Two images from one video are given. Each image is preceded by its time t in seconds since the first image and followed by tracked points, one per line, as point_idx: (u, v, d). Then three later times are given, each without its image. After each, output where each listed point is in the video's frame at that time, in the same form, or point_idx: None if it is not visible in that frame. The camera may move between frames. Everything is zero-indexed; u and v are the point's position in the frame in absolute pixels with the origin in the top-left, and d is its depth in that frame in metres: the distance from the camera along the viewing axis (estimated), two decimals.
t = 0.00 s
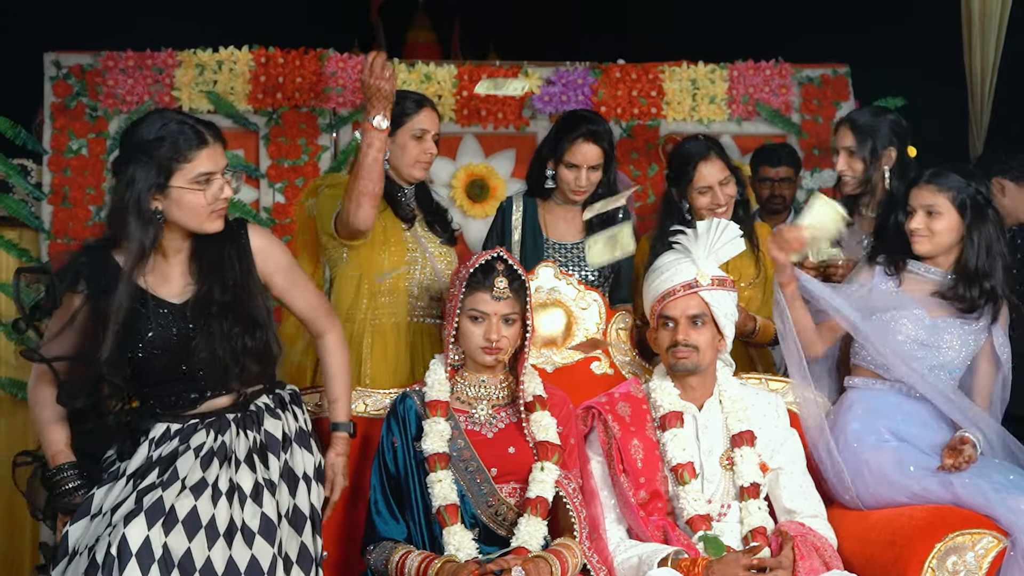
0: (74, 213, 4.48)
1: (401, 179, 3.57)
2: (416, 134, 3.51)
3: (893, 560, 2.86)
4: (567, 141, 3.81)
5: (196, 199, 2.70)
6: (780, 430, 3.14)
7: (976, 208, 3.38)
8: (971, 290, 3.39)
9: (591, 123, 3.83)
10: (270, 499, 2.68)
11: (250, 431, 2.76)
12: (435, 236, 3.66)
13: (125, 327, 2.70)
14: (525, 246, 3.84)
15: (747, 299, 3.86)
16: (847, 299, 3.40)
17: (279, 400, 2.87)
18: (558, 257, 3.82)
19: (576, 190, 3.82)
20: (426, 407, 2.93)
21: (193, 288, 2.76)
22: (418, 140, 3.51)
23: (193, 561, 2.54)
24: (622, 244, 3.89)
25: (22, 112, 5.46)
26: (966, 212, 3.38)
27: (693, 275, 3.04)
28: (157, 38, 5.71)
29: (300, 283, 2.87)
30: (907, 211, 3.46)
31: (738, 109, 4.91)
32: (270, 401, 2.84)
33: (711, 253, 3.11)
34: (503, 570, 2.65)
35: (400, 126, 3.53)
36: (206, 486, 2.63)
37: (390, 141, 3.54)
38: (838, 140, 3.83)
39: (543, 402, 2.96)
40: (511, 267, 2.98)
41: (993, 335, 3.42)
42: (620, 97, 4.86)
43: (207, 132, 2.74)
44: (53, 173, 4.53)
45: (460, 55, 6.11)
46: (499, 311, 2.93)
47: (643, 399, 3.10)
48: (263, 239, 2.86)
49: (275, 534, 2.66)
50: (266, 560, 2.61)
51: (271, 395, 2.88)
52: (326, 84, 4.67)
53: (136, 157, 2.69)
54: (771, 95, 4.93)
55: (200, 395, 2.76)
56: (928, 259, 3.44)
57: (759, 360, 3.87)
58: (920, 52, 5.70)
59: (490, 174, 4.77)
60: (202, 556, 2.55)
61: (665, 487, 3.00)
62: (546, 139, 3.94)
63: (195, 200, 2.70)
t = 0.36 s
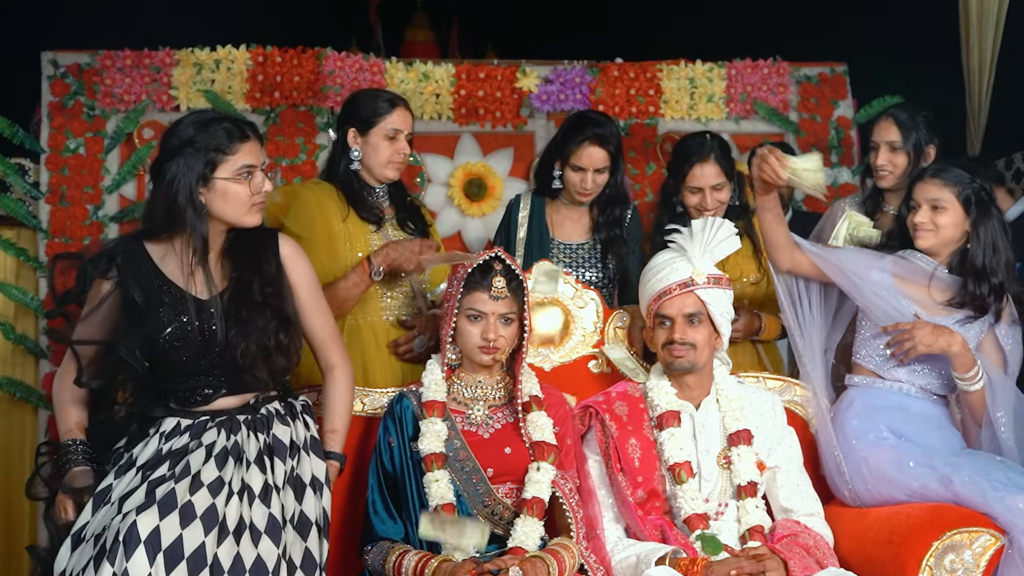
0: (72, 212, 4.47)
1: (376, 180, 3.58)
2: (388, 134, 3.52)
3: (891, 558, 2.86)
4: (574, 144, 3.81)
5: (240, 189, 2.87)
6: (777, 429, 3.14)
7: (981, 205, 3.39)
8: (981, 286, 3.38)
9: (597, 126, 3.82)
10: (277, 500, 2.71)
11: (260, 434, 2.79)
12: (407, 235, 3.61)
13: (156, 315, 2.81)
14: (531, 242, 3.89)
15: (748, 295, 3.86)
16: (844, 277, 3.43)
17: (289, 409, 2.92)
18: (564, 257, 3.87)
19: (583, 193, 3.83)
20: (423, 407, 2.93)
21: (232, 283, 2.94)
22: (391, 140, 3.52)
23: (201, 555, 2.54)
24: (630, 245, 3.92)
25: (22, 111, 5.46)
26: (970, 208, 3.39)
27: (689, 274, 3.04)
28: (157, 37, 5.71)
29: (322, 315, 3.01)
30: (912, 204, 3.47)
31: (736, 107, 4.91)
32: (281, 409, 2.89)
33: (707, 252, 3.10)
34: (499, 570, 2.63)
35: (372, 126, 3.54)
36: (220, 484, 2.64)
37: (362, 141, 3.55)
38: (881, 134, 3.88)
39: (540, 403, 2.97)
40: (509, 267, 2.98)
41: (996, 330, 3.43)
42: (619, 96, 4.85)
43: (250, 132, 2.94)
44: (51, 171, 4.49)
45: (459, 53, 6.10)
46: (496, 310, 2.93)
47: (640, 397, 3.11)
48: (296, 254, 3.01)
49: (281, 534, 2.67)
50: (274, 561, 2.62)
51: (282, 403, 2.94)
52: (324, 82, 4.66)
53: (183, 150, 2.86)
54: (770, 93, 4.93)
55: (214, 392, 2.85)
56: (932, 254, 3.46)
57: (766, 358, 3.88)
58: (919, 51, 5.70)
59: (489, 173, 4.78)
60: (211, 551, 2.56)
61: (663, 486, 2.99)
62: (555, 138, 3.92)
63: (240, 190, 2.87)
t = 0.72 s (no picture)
0: (70, 212, 4.47)
1: (353, 183, 3.68)
2: (360, 135, 3.62)
3: (889, 558, 2.85)
4: (582, 155, 3.80)
5: (237, 197, 2.89)
6: (776, 429, 3.13)
7: (969, 199, 3.35)
8: (974, 283, 3.35)
9: (604, 138, 3.79)
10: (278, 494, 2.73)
11: (259, 431, 2.81)
12: (383, 237, 3.71)
13: (163, 309, 2.84)
14: (535, 242, 3.92)
15: (751, 295, 3.91)
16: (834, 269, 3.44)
17: (287, 407, 2.94)
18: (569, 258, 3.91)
19: (589, 203, 3.83)
20: (419, 408, 2.93)
21: (234, 282, 2.94)
22: (363, 141, 3.62)
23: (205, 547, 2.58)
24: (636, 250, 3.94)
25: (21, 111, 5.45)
26: (957, 202, 3.36)
27: (694, 274, 3.03)
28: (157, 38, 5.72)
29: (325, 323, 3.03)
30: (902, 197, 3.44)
31: (735, 107, 4.90)
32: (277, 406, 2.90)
33: (714, 254, 3.10)
34: (497, 570, 2.63)
35: (345, 126, 3.64)
36: (222, 479, 2.68)
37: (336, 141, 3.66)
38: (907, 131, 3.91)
39: (536, 403, 2.96)
40: (504, 267, 2.97)
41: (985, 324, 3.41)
42: (617, 96, 4.85)
43: (259, 142, 2.95)
44: (49, 171, 4.48)
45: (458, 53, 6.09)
46: (492, 310, 2.92)
47: (638, 397, 3.09)
48: (301, 260, 3.04)
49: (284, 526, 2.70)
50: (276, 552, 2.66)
51: (282, 404, 2.95)
52: (322, 82, 4.65)
53: (188, 152, 2.90)
54: (769, 93, 4.92)
55: (215, 388, 2.86)
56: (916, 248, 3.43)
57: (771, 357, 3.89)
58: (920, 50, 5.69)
59: (487, 172, 4.78)
60: (214, 544, 2.60)
61: (660, 486, 2.99)
62: (568, 142, 3.89)
63: (236, 198, 2.89)
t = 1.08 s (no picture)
0: (69, 212, 4.47)
1: (347, 181, 3.70)
2: (359, 136, 3.64)
3: (887, 558, 2.85)
4: (567, 149, 3.81)
5: (237, 203, 2.90)
6: (774, 429, 3.12)
7: (953, 200, 3.37)
8: (940, 284, 3.35)
9: (589, 130, 3.82)
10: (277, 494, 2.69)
11: (257, 431, 2.79)
12: (383, 238, 3.73)
13: (165, 308, 2.86)
14: (529, 244, 3.91)
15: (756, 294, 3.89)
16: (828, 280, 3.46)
17: (287, 414, 2.91)
18: (560, 260, 3.91)
19: (577, 198, 3.84)
20: (418, 408, 2.93)
21: (235, 289, 2.95)
22: (362, 142, 3.65)
23: (201, 541, 2.57)
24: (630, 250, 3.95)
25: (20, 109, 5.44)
26: (942, 203, 3.38)
27: (691, 275, 3.03)
28: (155, 37, 5.72)
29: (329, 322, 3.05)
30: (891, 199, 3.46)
31: (734, 107, 4.90)
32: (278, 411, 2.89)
33: (711, 253, 3.12)
34: (495, 570, 2.62)
35: (344, 127, 3.67)
36: (221, 475, 2.67)
37: (335, 144, 3.68)
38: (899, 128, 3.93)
39: (535, 402, 2.96)
40: (502, 266, 2.97)
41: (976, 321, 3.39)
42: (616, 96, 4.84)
43: (266, 150, 2.95)
44: (47, 170, 4.48)
45: (457, 52, 6.09)
46: (491, 309, 2.92)
47: (637, 398, 3.09)
48: (304, 262, 3.06)
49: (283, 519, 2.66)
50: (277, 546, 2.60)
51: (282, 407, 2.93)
52: (321, 82, 4.65)
53: (195, 156, 2.92)
54: (767, 93, 4.92)
55: (215, 389, 2.86)
56: (905, 252, 3.46)
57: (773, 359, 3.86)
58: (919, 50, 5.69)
59: (485, 172, 4.79)
60: (210, 539, 2.58)
61: (659, 486, 2.99)
62: (551, 139, 3.92)
63: (236, 204, 2.89)
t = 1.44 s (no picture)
0: (71, 210, 4.48)
1: (377, 180, 3.68)
2: (387, 136, 3.63)
3: (888, 557, 2.85)
4: (546, 136, 3.86)
5: (256, 198, 2.93)
6: (775, 428, 3.13)
7: (942, 198, 3.39)
8: (945, 283, 3.38)
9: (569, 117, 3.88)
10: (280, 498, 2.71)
11: (264, 432, 2.81)
12: (411, 238, 3.68)
13: (174, 306, 2.89)
14: (510, 243, 3.87)
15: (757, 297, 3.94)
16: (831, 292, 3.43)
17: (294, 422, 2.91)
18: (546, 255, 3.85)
19: (558, 185, 3.86)
20: (420, 407, 2.93)
21: (250, 287, 2.96)
22: (390, 142, 3.63)
23: (207, 540, 2.57)
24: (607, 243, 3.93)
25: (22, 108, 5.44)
26: (932, 202, 3.39)
27: (702, 274, 3.03)
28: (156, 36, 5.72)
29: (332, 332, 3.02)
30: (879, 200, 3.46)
31: (735, 106, 4.90)
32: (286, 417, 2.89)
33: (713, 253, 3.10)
34: (497, 570, 2.62)
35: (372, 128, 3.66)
36: (227, 475, 2.67)
37: (363, 144, 3.68)
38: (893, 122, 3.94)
39: (537, 402, 2.97)
40: (504, 265, 2.98)
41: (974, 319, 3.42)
42: (618, 95, 4.85)
43: (276, 146, 3.00)
44: (49, 168, 4.49)
45: (458, 52, 6.10)
46: (492, 308, 2.93)
47: (637, 398, 3.09)
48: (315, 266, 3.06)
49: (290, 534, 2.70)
50: (287, 556, 2.67)
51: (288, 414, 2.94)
52: (323, 80, 4.65)
53: (211, 154, 2.95)
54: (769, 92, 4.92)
55: (223, 387, 2.87)
56: (902, 253, 3.45)
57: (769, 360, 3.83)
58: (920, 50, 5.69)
59: (488, 172, 4.78)
60: (218, 538, 2.58)
61: (660, 486, 2.99)
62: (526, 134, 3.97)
63: (255, 199, 2.93)
